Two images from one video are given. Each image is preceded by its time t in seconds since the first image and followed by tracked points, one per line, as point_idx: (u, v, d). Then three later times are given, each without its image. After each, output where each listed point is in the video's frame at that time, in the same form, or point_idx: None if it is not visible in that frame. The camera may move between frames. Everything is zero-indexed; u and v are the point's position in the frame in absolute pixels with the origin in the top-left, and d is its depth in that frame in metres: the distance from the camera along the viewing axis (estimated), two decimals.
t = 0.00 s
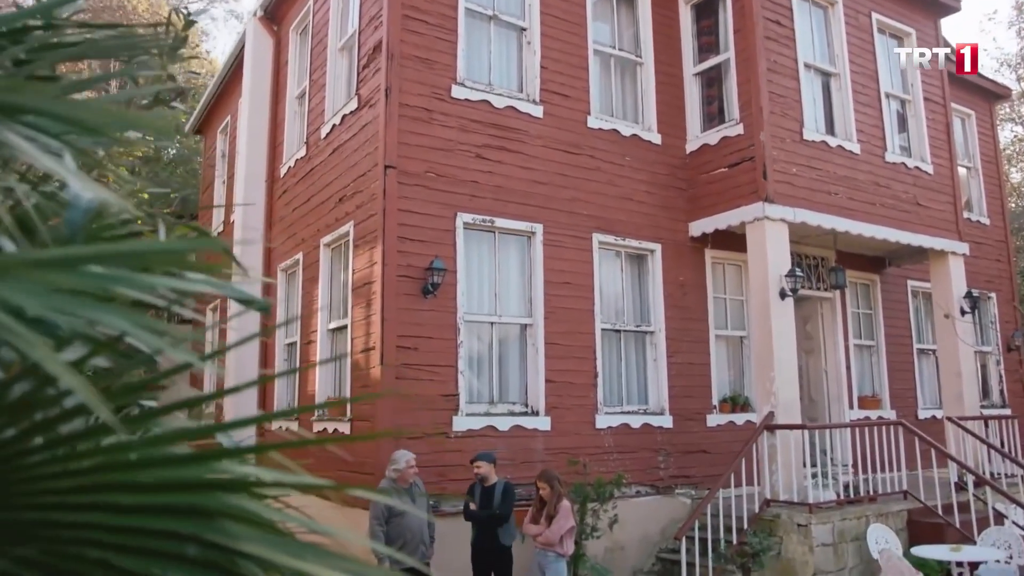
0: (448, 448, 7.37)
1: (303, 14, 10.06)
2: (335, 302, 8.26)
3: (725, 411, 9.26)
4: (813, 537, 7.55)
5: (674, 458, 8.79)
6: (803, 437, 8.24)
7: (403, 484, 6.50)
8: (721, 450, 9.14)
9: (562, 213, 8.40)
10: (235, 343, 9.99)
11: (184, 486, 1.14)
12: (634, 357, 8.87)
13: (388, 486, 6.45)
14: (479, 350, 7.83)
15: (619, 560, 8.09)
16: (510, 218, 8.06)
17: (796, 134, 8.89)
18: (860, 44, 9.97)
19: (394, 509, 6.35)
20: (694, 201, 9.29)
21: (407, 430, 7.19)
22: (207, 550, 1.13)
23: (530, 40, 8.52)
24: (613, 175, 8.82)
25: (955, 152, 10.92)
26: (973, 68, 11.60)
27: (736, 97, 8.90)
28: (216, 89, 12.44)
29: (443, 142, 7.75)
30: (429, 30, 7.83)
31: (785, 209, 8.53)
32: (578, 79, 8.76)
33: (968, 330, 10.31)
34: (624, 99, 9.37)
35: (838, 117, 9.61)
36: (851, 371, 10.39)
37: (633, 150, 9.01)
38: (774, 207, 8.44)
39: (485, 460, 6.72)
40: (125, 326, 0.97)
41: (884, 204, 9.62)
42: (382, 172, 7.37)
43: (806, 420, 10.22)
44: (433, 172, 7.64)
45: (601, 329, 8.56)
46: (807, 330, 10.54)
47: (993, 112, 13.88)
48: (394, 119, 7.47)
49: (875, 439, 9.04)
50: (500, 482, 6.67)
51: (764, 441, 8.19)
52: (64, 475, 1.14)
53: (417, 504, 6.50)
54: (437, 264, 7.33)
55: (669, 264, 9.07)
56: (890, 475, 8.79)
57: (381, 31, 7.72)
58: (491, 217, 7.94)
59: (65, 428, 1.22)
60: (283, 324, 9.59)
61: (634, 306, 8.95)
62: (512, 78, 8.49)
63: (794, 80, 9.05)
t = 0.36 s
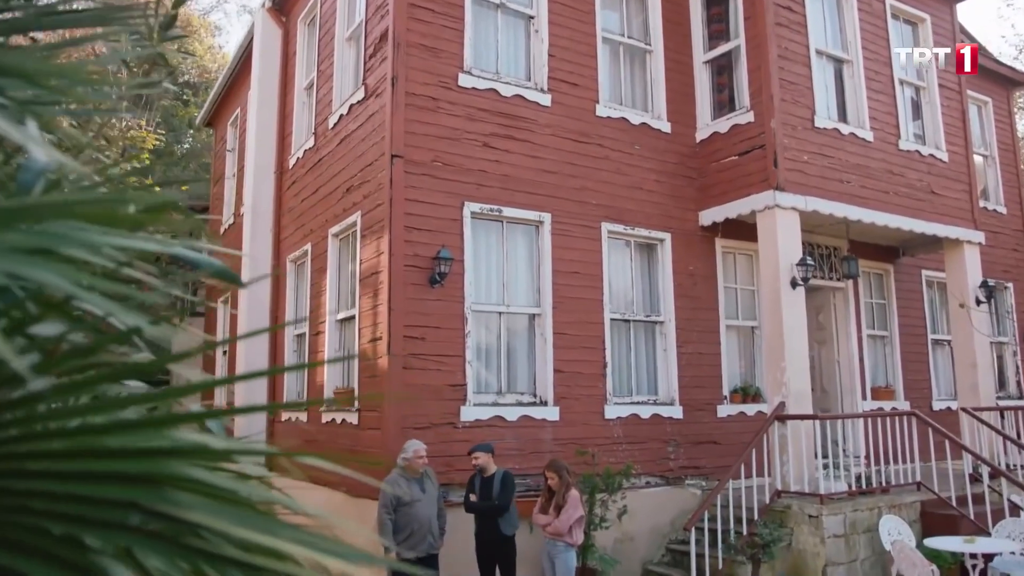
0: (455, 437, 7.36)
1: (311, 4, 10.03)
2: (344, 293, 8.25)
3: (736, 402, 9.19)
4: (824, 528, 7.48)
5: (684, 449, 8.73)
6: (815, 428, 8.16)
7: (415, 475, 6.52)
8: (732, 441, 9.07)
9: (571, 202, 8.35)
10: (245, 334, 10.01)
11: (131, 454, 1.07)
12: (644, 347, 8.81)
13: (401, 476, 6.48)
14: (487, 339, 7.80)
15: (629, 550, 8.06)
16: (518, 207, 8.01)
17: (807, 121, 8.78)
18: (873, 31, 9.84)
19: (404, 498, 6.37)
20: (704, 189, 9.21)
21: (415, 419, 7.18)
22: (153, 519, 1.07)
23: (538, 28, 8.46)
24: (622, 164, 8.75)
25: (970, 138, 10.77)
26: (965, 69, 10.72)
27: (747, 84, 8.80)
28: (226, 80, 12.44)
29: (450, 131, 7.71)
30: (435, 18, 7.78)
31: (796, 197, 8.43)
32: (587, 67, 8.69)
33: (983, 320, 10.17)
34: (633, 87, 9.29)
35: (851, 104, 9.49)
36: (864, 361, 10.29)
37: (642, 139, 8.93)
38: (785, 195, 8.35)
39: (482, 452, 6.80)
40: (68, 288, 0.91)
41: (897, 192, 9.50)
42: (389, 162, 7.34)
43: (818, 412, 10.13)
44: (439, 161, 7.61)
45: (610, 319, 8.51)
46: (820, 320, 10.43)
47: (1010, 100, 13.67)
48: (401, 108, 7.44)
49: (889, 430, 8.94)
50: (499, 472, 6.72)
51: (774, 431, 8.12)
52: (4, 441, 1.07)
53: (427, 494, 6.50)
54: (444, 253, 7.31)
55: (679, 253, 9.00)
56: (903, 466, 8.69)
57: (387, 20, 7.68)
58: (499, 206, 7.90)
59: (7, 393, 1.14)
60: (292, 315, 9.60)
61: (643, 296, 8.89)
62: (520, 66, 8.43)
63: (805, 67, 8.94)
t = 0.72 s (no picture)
0: (462, 428, 7.33)
1: None
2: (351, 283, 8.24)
3: (746, 393, 9.12)
4: (835, 519, 7.41)
5: (694, 440, 8.67)
6: (825, 418, 8.08)
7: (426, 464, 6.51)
8: (742, 432, 9.00)
9: (578, 191, 8.28)
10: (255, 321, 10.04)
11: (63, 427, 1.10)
12: (653, 338, 8.75)
13: (413, 466, 6.48)
14: (494, 330, 7.77)
15: (638, 542, 8.02)
16: (525, 197, 7.96)
17: (818, 109, 8.67)
18: (885, 17, 9.72)
19: (411, 487, 6.39)
20: (714, 178, 9.13)
21: (421, 409, 7.16)
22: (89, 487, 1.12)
23: (545, 17, 8.40)
24: (631, 153, 8.68)
25: (985, 126, 10.61)
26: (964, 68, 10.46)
27: (757, 72, 8.70)
28: (235, 72, 12.44)
29: (456, 120, 7.67)
30: (441, 7, 7.74)
31: (806, 186, 8.34)
32: (595, 56, 8.62)
33: (999, 310, 10.03)
34: (641, 76, 9.21)
35: (863, 92, 9.37)
36: (876, 352, 10.18)
37: (651, 127, 8.86)
38: (796, 184, 8.26)
39: (483, 443, 6.74)
40: None
41: (910, 180, 9.38)
42: (395, 152, 7.31)
43: (830, 403, 10.03)
44: (445, 151, 7.57)
45: (618, 309, 8.45)
46: (832, 311, 10.33)
47: None
48: (407, 98, 7.40)
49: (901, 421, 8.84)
50: (500, 462, 6.66)
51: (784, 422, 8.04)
52: None
53: (437, 484, 6.47)
54: (450, 243, 7.28)
55: (689, 243, 8.93)
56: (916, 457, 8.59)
57: (393, 10, 7.64)
58: (506, 196, 7.85)
59: None
60: (300, 306, 9.61)
61: (652, 286, 8.83)
62: (527, 55, 8.38)
63: (816, 54, 8.83)
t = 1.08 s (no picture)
0: (469, 418, 7.30)
1: None
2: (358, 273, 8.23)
3: (756, 383, 9.04)
4: (846, 511, 7.33)
5: (703, 431, 8.60)
6: (836, 409, 8.00)
7: (432, 455, 6.50)
8: (753, 423, 8.92)
9: (586, 180, 8.22)
10: (265, 311, 10.09)
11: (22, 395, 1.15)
12: (662, 328, 8.69)
13: (419, 457, 6.50)
14: (502, 319, 7.74)
15: (647, 533, 7.98)
16: (532, 186, 7.91)
17: (829, 96, 8.56)
18: (898, 3, 9.58)
19: (414, 478, 6.41)
20: (724, 167, 9.04)
21: (428, 400, 7.14)
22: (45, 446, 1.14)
23: (552, 5, 8.34)
24: (639, 142, 8.60)
25: (1001, 113, 10.45)
26: (964, 68, 10.10)
27: (767, 59, 8.60)
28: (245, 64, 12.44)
29: (462, 109, 7.62)
30: None
31: (817, 174, 8.24)
32: (602, 43, 8.54)
33: (1015, 300, 9.88)
34: (650, 64, 9.13)
35: (875, 78, 9.25)
36: (889, 342, 10.07)
37: (660, 116, 8.77)
38: (806, 172, 8.16)
39: (495, 434, 6.70)
40: None
41: (924, 168, 9.25)
42: (401, 141, 7.28)
43: (842, 394, 9.93)
44: (451, 140, 7.53)
45: (627, 299, 8.39)
46: (844, 301, 10.21)
47: None
48: (413, 86, 7.37)
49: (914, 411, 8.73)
50: (512, 453, 6.64)
51: (795, 413, 7.96)
52: None
53: (440, 475, 6.44)
54: (457, 233, 7.24)
55: (698, 232, 8.85)
56: (929, 449, 8.49)
57: None
58: (513, 185, 7.80)
59: None
60: (309, 297, 9.63)
61: (661, 275, 8.76)
62: (534, 43, 8.32)
63: (828, 40, 8.71)
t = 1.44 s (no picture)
0: (476, 408, 7.28)
1: None
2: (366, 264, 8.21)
3: (767, 373, 8.95)
4: (856, 502, 7.25)
5: (712, 422, 8.53)
6: (846, 399, 7.91)
7: (440, 444, 6.49)
8: (763, 414, 8.84)
9: (594, 169, 8.16)
10: (273, 303, 10.10)
11: None
12: (671, 318, 8.62)
13: (428, 446, 6.52)
14: (509, 309, 7.70)
15: (656, 524, 7.93)
16: (539, 174, 7.85)
17: (840, 82, 8.45)
18: None
19: (421, 467, 6.44)
20: (734, 155, 8.95)
21: (434, 389, 7.11)
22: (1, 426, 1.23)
23: None
24: (647, 130, 8.52)
25: (1017, 99, 10.28)
26: (965, 68, 9.77)
27: (777, 45, 8.49)
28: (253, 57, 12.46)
29: (468, 97, 7.58)
30: None
31: (828, 161, 8.13)
32: (610, 31, 8.47)
33: None
34: (659, 52, 9.05)
35: (888, 65, 9.13)
36: (902, 332, 9.95)
37: (668, 104, 8.69)
38: (817, 159, 8.06)
39: (512, 424, 6.63)
40: None
41: (938, 155, 9.12)
42: (406, 130, 7.24)
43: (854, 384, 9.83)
44: (457, 128, 7.48)
45: (635, 288, 8.33)
46: (857, 291, 10.10)
47: None
48: (418, 75, 7.33)
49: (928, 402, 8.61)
50: (528, 444, 6.59)
51: (804, 403, 7.87)
52: None
53: (446, 464, 6.41)
54: (462, 222, 7.20)
55: (707, 221, 8.77)
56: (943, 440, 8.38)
57: None
58: (519, 174, 7.75)
59: None
60: (317, 288, 9.63)
61: (670, 265, 8.69)
62: (541, 31, 8.26)
63: (839, 25, 8.58)
